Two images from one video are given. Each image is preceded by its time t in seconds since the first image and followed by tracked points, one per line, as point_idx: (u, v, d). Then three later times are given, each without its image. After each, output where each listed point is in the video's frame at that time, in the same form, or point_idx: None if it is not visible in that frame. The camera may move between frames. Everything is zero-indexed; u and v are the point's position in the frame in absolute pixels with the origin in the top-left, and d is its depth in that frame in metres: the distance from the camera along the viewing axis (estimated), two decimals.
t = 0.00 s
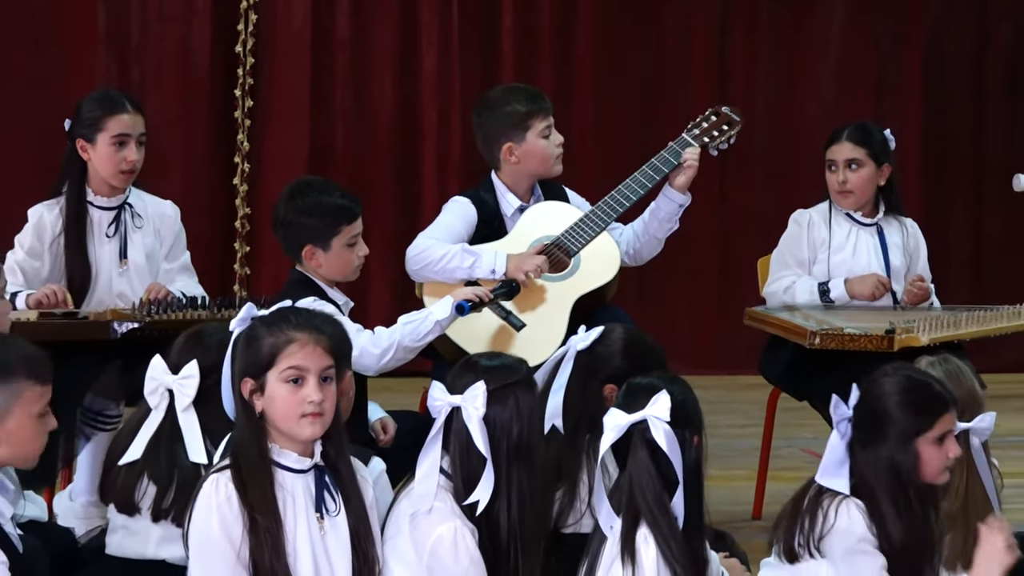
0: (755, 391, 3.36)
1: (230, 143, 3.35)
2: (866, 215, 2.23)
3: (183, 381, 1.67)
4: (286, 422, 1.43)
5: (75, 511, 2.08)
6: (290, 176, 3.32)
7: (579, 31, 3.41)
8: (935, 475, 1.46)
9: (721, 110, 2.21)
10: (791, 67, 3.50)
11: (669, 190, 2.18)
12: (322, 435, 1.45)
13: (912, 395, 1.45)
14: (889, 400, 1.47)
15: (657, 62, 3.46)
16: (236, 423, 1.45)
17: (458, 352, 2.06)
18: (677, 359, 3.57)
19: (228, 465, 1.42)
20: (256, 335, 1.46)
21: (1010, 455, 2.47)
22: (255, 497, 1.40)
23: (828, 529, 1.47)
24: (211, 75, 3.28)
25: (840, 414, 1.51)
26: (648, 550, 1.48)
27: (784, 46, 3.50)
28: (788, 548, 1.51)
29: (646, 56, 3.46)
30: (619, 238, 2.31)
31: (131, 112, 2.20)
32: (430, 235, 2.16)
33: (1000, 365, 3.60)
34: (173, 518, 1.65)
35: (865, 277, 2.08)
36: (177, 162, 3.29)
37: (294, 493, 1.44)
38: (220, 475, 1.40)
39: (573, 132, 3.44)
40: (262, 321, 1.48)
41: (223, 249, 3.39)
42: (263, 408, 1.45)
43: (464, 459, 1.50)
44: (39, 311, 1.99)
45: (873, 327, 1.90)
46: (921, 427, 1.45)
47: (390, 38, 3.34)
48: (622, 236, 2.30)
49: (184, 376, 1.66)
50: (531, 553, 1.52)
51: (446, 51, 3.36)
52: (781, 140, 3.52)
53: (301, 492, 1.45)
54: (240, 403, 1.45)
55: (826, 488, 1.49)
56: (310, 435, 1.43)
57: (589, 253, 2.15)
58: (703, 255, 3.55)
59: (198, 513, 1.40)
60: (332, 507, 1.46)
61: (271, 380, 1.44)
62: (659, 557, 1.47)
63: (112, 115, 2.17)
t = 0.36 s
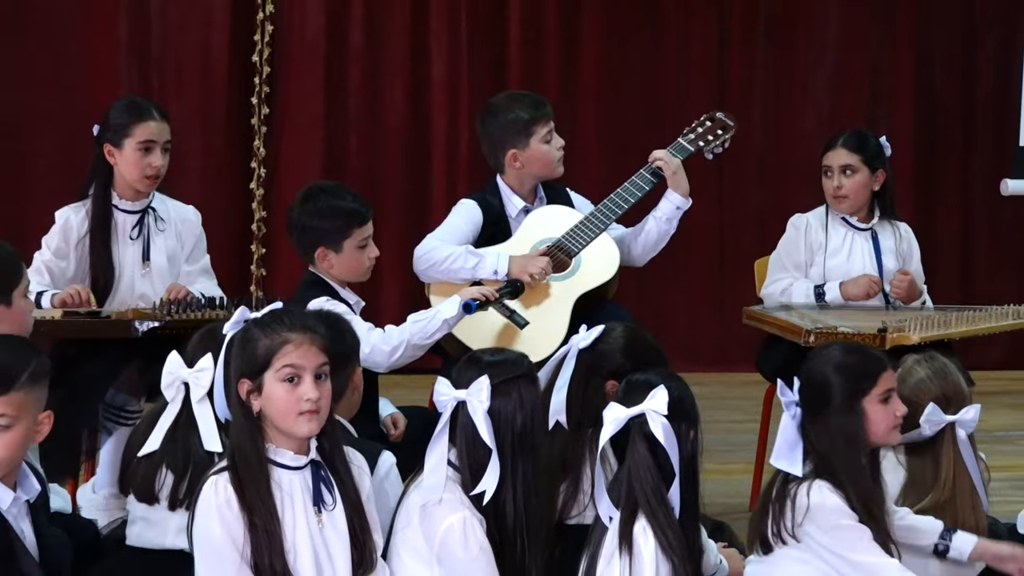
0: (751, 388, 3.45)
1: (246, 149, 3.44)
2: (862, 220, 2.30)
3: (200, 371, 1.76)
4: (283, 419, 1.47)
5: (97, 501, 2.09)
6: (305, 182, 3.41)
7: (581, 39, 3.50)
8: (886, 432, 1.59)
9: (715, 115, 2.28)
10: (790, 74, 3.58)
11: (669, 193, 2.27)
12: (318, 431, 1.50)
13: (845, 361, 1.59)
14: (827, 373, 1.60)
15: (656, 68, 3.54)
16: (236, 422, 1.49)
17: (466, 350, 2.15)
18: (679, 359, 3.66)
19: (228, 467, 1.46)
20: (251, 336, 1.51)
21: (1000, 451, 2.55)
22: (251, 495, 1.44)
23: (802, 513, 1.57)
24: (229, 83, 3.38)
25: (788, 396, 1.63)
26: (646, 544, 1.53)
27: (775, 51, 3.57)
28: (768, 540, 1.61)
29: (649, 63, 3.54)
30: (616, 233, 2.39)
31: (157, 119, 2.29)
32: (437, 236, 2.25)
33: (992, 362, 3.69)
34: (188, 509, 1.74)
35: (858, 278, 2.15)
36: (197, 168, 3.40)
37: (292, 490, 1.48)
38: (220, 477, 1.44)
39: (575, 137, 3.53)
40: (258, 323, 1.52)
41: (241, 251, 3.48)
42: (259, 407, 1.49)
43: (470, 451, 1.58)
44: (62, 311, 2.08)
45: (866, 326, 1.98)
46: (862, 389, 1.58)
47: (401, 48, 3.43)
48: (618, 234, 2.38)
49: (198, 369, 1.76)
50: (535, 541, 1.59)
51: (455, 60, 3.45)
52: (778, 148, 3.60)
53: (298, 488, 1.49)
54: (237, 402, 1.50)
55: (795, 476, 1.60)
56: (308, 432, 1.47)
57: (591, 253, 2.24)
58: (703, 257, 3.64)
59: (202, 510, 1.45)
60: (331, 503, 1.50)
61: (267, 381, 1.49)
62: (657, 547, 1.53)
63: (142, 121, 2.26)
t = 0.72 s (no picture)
0: (745, 383, 3.57)
1: (258, 154, 3.54)
2: (851, 223, 2.39)
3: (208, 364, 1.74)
4: (311, 415, 1.54)
5: (113, 495, 2.17)
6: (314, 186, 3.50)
7: (583, 48, 3.61)
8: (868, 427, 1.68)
9: (714, 126, 2.34)
10: (781, 83, 3.72)
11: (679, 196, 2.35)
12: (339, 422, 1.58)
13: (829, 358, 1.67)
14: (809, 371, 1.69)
15: (654, 79, 3.66)
16: (257, 419, 1.54)
17: (468, 346, 2.23)
18: (677, 355, 3.81)
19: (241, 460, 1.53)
20: (270, 336, 1.56)
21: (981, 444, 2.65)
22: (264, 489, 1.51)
23: (790, 504, 1.64)
24: (240, 91, 3.47)
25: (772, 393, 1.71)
26: (641, 535, 1.60)
27: (769, 65, 3.71)
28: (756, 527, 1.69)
29: (648, 71, 3.66)
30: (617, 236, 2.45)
31: (175, 125, 2.37)
32: (441, 239, 2.32)
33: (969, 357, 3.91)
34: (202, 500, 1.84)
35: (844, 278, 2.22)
36: (209, 173, 3.48)
37: (303, 482, 1.56)
38: (233, 469, 1.52)
39: (577, 143, 3.65)
40: (275, 320, 1.58)
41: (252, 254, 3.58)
42: (285, 404, 1.55)
43: (472, 445, 1.65)
44: (80, 308, 2.17)
45: (855, 325, 2.05)
46: (848, 386, 1.66)
47: (408, 56, 3.52)
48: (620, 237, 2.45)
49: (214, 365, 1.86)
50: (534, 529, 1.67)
51: (460, 68, 3.53)
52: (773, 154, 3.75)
53: (310, 480, 1.57)
54: (257, 400, 1.55)
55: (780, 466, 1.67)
56: (332, 424, 1.55)
57: (590, 255, 2.32)
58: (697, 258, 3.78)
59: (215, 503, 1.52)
60: (339, 493, 1.58)
61: (297, 379, 1.54)
62: (652, 537, 1.59)
63: (161, 127, 2.34)
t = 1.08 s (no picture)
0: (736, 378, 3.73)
1: (268, 158, 3.71)
2: (840, 225, 2.48)
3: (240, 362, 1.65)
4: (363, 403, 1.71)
5: (128, 487, 2.31)
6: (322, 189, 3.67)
7: (581, 56, 3.82)
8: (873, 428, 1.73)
9: (709, 131, 2.42)
10: (768, 93, 3.97)
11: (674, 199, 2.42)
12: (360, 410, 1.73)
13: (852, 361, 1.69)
14: (830, 373, 1.70)
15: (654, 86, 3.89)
16: (338, 407, 1.60)
17: (471, 343, 2.31)
18: (670, 353, 4.06)
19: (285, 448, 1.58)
20: (344, 330, 1.64)
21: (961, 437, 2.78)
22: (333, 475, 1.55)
23: (807, 507, 1.67)
24: (251, 97, 3.64)
25: (794, 399, 1.69)
26: (637, 528, 1.67)
27: (762, 69, 3.96)
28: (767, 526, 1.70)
29: (642, 81, 3.88)
30: (616, 239, 2.52)
31: (184, 131, 2.44)
32: (445, 240, 2.41)
33: (952, 354, 4.11)
34: (214, 490, 1.90)
35: (833, 278, 2.29)
36: (221, 176, 3.65)
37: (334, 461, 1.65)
38: (277, 454, 1.57)
39: (575, 145, 3.85)
40: (332, 314, 1.66)
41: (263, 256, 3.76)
42: (361, 394, 1.69)
43: (476, 441, 1.71)
44: (96, 308, 2.23)
45: (844, 323, 2.12)
46: (862, 388, 1.69)
47: (413, 63, 3.71)
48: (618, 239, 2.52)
49: (227, 361, 1.90)
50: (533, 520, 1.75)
51: (464, 75, 3.73)
52: (764, 153, 3.99)
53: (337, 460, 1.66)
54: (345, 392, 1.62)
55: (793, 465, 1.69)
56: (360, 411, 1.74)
57: (589, 255, 2.40)
58: (691, 258, 4.03)
59: (259, 491, 1.56)
60: (367, 474, 1.68)
61: (365, 368, 1.68)
62: (650, 527, 1.67)
63: (169, 133, 2.42)
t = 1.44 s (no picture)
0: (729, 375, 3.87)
1: (276, 163, 3.87)
2: (829, 227, 2.56)
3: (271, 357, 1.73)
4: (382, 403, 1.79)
5: (141, 480, 2.36)
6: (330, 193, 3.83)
7: (580, 63, 3.98)
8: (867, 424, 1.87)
9: (702, 137, 2.50)
10: (760, 101, 4.12)
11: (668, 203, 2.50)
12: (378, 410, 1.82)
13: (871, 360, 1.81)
14: (854, 370, 1.80)
15: (651, 93, 4.06)
16: (360, 405, 1.68)
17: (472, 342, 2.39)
18: (664, 348, 4.21)
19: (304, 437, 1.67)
20: (369, 331, 1.72)
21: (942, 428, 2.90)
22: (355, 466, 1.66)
23: (832, 492, 1.75)
24: (261, 104, 3.79)
25: (826, 392, 1.78)
26: (633, 519, 1.74)
27: (753, 78, 4.11)
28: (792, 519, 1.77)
29: (638, 90, 4.05)
30: (613, 241, 2.60)
31: (187, 153, 2.43)
32: (448, 241, 2.49)
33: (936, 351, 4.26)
34: (225, 484, 1.98)
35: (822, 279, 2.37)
36: (231, 180, 3.80)
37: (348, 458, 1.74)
38: (299, 444, 1.65)
39: (574, 150, 4.01)
40: (357, 316, 1.74)
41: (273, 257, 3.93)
42: (381, 394, 1.78)
43: (479, 436, 1.79)
44: (111, 307, 2.31)
45: (833, 322, 2.20)
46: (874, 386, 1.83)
47: (417, 71, 3.86)
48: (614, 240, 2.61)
49: (237, 359, 1.99)
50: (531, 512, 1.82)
51: (466, 83, 3.90)
52: (754, 157, 4.15)
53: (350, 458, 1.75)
54: (366, 393, 1.70)
55: (816, 458, 1.77)
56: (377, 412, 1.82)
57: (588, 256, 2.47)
58: (685, 258, 4.19)
59: (273, 479, 1.63)
60: (379, 473, 1.77)
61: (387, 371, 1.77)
62: (647, 519, 1.74)
63: (172, 154, 2.42)
